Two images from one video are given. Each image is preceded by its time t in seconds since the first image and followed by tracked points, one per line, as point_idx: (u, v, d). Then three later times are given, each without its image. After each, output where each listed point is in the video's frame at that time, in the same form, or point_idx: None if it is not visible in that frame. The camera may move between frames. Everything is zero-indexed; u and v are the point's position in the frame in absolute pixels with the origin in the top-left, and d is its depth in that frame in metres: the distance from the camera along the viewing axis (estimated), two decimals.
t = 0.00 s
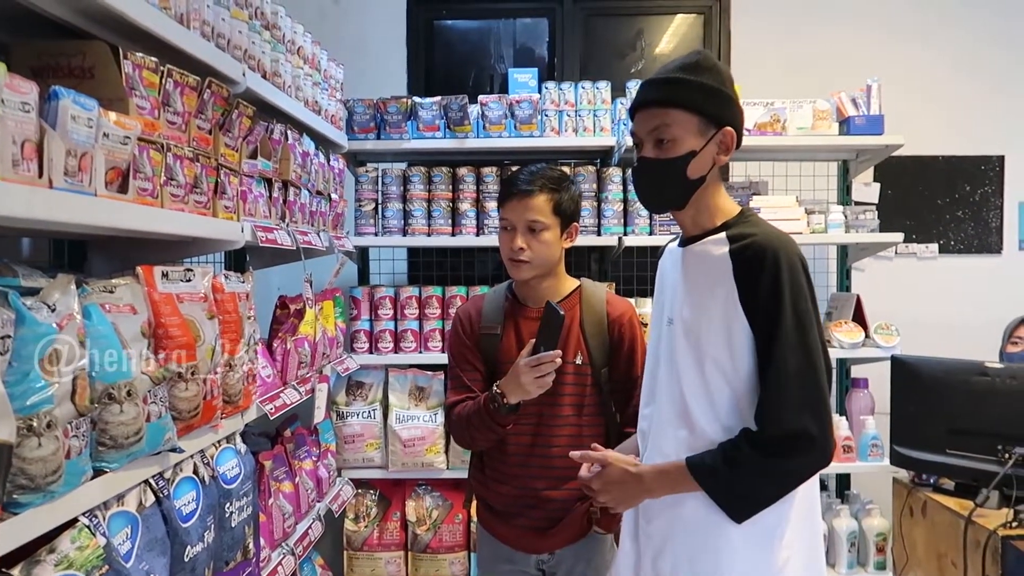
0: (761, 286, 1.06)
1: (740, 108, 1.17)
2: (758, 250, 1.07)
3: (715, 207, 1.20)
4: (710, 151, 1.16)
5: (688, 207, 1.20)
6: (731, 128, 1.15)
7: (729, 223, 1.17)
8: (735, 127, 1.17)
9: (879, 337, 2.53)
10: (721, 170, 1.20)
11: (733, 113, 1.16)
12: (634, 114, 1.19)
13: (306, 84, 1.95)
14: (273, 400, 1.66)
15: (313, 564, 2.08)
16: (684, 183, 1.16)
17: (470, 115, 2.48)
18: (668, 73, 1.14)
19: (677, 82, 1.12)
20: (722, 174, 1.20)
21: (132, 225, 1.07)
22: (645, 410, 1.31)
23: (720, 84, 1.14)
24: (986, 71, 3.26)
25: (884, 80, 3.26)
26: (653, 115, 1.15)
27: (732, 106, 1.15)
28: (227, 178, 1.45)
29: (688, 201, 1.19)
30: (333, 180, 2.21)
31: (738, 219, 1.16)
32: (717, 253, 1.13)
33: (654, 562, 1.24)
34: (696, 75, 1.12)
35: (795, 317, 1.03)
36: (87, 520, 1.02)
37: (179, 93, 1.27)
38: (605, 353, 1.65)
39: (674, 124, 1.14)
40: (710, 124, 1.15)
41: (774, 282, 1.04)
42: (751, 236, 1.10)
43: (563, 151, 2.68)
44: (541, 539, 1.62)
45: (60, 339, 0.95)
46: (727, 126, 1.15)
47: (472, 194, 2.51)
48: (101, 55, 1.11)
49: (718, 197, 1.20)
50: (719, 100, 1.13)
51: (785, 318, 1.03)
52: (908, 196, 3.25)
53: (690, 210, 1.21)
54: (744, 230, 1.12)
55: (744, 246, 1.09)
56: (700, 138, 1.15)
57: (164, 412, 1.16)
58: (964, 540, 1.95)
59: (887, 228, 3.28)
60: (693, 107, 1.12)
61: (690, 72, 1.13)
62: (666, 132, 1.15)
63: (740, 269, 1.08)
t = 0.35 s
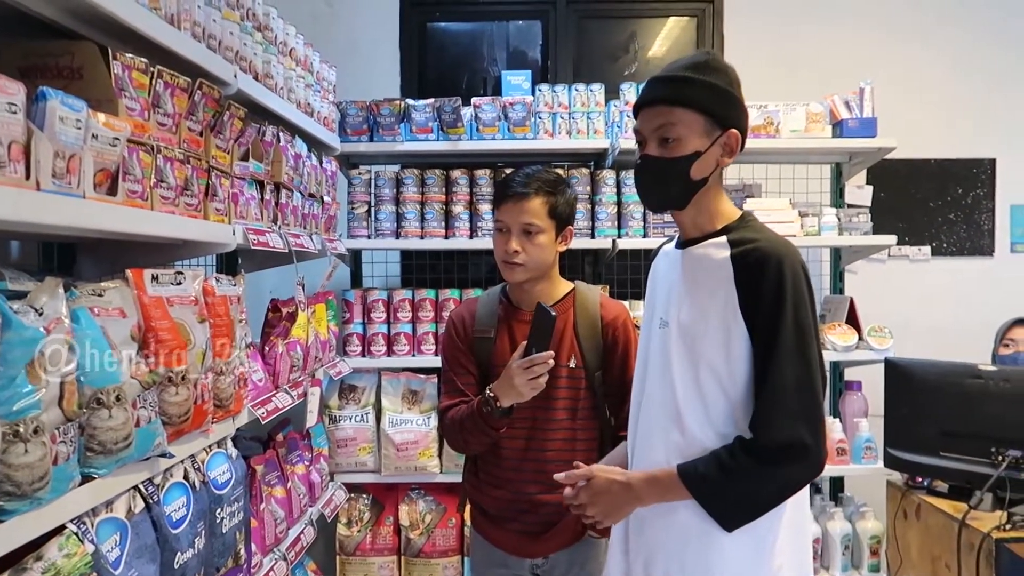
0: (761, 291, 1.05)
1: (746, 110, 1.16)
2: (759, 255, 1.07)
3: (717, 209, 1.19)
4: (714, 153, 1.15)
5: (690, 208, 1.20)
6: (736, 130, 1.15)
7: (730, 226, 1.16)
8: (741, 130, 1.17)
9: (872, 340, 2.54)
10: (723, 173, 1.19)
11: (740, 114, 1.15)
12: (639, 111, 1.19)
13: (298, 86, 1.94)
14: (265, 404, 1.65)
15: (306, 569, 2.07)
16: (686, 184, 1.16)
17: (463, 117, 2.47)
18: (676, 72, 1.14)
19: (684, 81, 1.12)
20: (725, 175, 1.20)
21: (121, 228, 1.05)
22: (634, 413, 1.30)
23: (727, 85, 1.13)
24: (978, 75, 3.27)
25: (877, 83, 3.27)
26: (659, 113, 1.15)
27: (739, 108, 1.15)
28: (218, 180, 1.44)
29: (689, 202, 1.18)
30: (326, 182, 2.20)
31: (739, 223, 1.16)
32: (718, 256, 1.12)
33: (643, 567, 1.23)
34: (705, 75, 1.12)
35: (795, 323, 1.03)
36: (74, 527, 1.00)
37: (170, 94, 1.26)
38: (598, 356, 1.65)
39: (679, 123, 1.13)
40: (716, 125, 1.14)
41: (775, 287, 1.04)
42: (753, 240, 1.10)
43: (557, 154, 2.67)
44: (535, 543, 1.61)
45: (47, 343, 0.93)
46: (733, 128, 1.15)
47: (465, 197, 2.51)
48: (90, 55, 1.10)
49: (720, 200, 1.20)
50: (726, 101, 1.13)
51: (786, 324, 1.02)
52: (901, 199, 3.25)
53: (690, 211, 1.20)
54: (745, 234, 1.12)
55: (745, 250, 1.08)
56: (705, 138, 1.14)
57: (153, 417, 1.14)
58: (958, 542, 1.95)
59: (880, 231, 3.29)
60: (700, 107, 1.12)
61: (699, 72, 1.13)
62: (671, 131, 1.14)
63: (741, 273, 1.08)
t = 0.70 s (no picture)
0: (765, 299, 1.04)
1: (748, 112, 1.16)
2: (762, 261, 1.06)
3: (717, 212, 1.18)
4: (715, 155, 1.15)
5: (689, 210, 1.19)
6: (737, 133, 1.15)
7: (730, 229, 1.15)
8: (742, 131, 1.16)
9: (865, 342, 2.54)
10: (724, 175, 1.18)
11: (742, 117, 1.14)
12: (639, 111, 1.18)
13: (289, 87, 1.92)
14: (256, 408, 1.63)
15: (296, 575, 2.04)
16: (685, 186, 1.15)
17: (455, 119, 2.46)
18: (677, 71, 1.12)
19: (685, 81, 1.11)
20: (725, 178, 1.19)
21: (108, 230, 1.03)
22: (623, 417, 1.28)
23: (730, 87, 1.12)
24: (968, 78, 3.28)
25: (868, 86, 3.28)
26: (659, 113, 1.14)
27: (741, 110, 1.14)
28: (207, 182, 1.42)
29: (689, 203, 1.17)
30: (316, 184, 2.18)
31: (738, 226, 1.15)
32: (717, 259, 1.11)
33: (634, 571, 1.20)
34: (708, 76, 1.11)
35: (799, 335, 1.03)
36: (59, 536, 0.98)
37: (158, 94, 1.24)
38: (591, 357, 1.63)
39: (680, 124, 1.13)
40: (717, 126, 1.13)
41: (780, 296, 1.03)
42: (752, 243, 1.09)
43: (549, 156, 2.66)
44: (527, 548, 1.59)
45: (31, 348, 0.91)
46: (734, 130, 1.14)
47: (457, 199, 2.49)
48: (76, 54, 1.08)
49: (720, 202, 1.19)
50: (728, 103, 1.12)
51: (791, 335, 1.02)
52: (892, 202, 3.26)
53: (690, 213, 1.19)
54: (745, 237, 1.11)
55: (747, 254, 1.07)
56: (706, 140, 1.14)
57: (141, 423, 1.12)
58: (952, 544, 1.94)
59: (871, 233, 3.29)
60: (702, 109, 1.11)
61: (700, 72, 1.12)
62: (672, 132, 1.14)
63: (743, 278, 1.07)
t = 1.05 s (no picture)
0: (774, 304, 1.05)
1: (731, 109, 1.15)
2: (768, 267, 1.06)
3: (711, 211, 1.16)
4: (701, 150, 1.13)
5: (683, 211, 1.17)
6: (721, 127, 1.13)
7: (728, 231, 1.13)
8: (728, 127, 1.15)
9: (853, 345, 2.54)
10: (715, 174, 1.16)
11: (724, 112, 1.13)
12: (625, 117, 1.18)
13: (276, 88, 1.90)
14: (243, 414, 1.61)
15: None
16: (672, 184, 1.13)
17: (444, 121, 2.44)
18: (657, 73, 1.12)
19: (665, 81, 1.11)
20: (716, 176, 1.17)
21: (92, 233, 1.01)
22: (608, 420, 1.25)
23: (710, 83, 1.12)
24: (954, 82, 3.30)
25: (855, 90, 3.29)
26: (643, 115, 1.14)
27: (723, 106, 1.13)
28: (194, 184, 1.39)
29: (681, 204, 1.16)
30: (304, 186, 2.16)
31: (737, 228, 1.14)
32: (716, 260, 1.10)
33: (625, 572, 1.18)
34: (688, 74, 1.11)
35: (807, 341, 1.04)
36: (42, 546, 0.96)
37: (143, 95, 1.21)
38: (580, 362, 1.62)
39: (663, 122, 1.12)
40: (701, 122, 1.12)
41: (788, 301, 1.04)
42: (752, 246, 1.08)
43: (538, 159, 2.65)
44: (517, 553, 1.57)
45: (12, 354, 0.89)
46: (717, 124, 1.13)
47: (446, 201, 2.48)
48: (59, 54, 1.06)
49: (714, 202, 1.17)
50: (709, 98, 1.11)
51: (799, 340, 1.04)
52: (879, 205, 3.28)
53: (684, 215, 1.17)
54: (742, 240, 1.10)
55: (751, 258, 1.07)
56: (690, 137, 1.12)
57: (126, 430, 1.10)
58: (942, 547, 1.95)
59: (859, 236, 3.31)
60: (681, 104, 1.10)
61: (679, 71, 1.12)
62: (655, 131, 1.13)
63: (747, 280, 1.07)
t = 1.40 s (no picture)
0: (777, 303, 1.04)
1: (727, 109, 1.13)
2: (771, 265, 1.05)
3: (711, 213, 1.14)
4: (693, 150, 1.12)
5: (681, 212, 1.15)
6: (716, 127, 1.12)
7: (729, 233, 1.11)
8: (725, 127, 1.13)
9: (846, 348, 2.54)
10: (713, 175, 1.15)
11: (718, 112, 1.12)
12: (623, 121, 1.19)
13: (268, 89, 1.88)
14: (234, 418, 1.59)
15: None
16: (665, 183, 1.12)
17: (436, 123, 2.43)
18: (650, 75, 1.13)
19: (657, 81, 1.11)
20: (715, 177, 1.15)
21: (81, 235, 0.99)
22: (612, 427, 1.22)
23: (703, 83, 1.11)
24: (944, 86, 3.32)
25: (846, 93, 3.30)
26: (636, 117, 1.14)
27: (718, 105, 1.12)
28: (185, 185, 1.38)
29: (676, 204, 1.15)
30: (296, 188, 2.14)
31: (740, 228, 1.12)
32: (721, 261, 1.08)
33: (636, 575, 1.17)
34: (680, 73, 1.11)
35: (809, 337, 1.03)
36: (30, 555, 0.94)
37: (134, 95, 1.19)
38: (578, 366, 1.62)
39: (655, 122, 1.12)
40: (694, 122, 1.12)
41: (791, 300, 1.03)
42: (762, 247, 1.07)
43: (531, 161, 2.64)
44: (511, 558, 1.56)
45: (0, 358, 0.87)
46: (711, 124, 1.12)
47: (438, 204, 2.46)
48: (48, 52, 1.04)
49: (714, 202, 1.15)
50: (702, 98, 1.11)
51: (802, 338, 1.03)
52: (869, 207, 3.29)
53: (684, 218, 1.16)
54: (751, 241, 1.09)
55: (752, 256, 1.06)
56: (683, 136, 1.12)
57: (116, 435, 1.08)
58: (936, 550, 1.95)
59: (850, 238, 3.32)
60: (671, 104, 1.10)
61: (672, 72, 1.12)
62: (648, 131, 1.13)
63: (753, 279, 1.06)
